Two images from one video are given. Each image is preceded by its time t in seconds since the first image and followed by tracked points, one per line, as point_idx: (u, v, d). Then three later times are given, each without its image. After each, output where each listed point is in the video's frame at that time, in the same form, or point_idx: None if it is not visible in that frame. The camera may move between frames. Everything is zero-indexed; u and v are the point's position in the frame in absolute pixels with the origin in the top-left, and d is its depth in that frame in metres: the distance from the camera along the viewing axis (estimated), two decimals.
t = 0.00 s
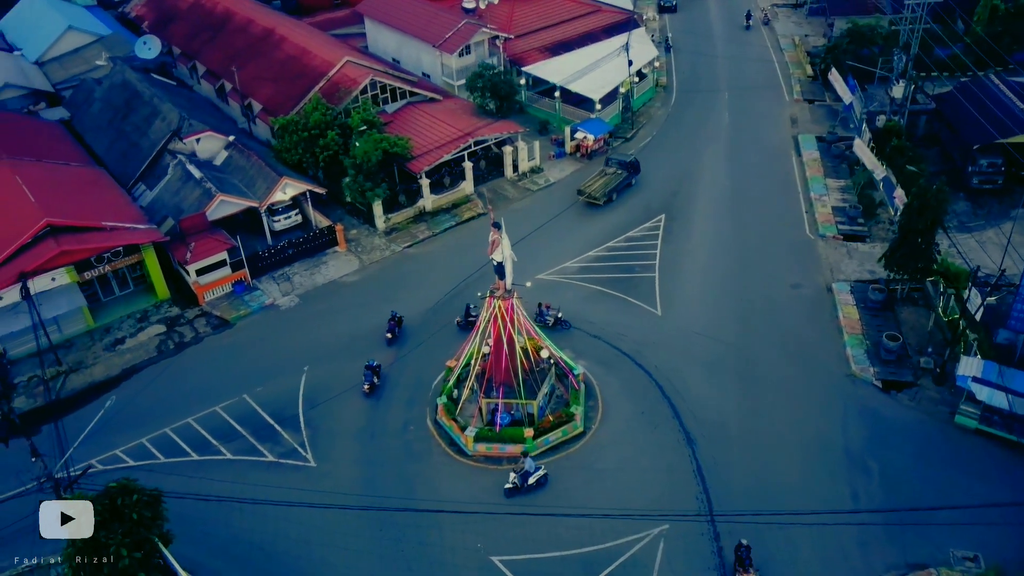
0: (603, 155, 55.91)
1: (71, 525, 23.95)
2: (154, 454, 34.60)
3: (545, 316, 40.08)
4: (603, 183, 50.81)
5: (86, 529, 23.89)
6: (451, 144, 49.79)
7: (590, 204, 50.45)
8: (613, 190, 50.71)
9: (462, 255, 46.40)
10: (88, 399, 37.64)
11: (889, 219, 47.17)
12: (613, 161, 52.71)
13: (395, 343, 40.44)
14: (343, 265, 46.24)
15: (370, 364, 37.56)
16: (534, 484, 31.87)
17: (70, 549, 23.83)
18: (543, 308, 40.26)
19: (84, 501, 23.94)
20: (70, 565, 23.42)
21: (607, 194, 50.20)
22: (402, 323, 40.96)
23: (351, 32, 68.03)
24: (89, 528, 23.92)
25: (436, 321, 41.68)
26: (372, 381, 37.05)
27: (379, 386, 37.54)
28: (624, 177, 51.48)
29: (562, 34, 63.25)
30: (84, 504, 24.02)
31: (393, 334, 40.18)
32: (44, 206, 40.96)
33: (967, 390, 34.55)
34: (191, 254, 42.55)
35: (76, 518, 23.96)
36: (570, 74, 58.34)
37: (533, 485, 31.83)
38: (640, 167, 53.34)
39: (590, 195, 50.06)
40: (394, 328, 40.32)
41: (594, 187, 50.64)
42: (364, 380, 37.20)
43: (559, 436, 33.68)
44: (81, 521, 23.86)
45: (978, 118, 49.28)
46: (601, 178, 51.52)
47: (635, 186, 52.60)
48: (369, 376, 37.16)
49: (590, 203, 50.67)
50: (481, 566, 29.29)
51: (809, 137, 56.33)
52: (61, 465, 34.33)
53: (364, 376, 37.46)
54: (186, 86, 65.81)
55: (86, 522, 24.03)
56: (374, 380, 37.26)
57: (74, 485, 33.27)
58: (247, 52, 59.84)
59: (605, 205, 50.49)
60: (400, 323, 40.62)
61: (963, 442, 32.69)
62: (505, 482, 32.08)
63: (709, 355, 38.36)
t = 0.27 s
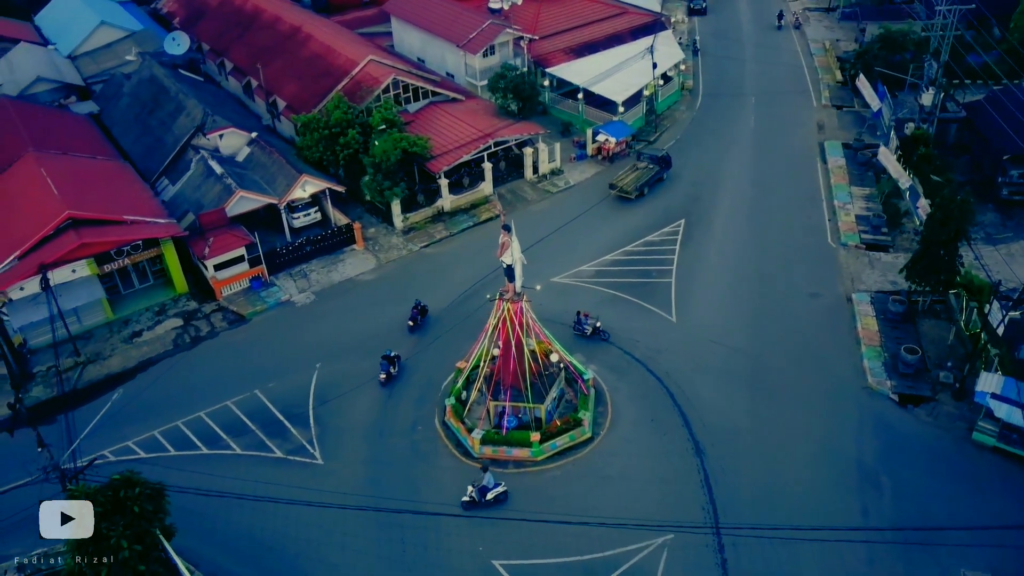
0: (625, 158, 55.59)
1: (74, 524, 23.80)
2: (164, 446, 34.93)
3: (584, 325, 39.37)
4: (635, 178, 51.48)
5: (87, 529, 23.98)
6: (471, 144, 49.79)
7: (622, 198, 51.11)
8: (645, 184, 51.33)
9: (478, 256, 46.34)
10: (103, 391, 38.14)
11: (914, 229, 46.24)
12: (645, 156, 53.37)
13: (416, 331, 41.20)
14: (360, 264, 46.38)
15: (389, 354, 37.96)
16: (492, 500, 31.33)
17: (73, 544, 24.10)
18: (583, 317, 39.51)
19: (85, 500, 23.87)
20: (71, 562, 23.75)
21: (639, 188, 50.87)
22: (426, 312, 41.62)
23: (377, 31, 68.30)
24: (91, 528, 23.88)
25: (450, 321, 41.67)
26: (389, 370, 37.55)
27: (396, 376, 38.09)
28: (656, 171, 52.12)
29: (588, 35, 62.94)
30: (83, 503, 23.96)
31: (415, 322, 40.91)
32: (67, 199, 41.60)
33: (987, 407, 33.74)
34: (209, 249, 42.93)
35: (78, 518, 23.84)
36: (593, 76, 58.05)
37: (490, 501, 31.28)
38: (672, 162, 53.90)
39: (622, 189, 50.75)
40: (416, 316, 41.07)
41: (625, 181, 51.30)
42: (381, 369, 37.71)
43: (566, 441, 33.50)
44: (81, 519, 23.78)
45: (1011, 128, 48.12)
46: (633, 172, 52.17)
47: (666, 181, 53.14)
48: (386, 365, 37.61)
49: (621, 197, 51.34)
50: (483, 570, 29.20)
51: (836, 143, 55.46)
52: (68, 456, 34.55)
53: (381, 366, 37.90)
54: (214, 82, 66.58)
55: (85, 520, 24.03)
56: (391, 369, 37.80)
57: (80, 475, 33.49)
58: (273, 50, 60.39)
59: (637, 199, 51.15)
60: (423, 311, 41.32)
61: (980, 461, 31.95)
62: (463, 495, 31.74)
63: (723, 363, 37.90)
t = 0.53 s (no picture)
0: (648, 162, 55.24)
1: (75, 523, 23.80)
2: (177, 438, 35.29)
3: (624, 336, 38.57)
4: (668, 173, 51.86)
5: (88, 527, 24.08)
6: (492, 145, 49.76)
7: (656, 192, 51.45)
8: (678, 180, 51.67)
9: (496, 257, 46.25)
10: (121, 382, 38.65)
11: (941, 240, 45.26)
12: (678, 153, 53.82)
13: (443, 319, 41.96)
14: (378, 262, 46.51)
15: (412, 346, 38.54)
16: (447, 510, 31.08)
17: (77, 540, 24.30)
18: (622, 328, 38.78)
19: (86, 501, 23.95)
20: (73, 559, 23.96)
21: (673, 183, 51.20)
22: (454, 303, 42.32)
23: (405, 31, 68.54)
24: (93, 526, 23.94)
25: (464, 322, 41.62)
26: (409, 360, 38.20)
27: (415, 365, 38.66)
28: (690, 167, 52.49)
29: (615, 37, 62.57)
30: (85, 503, 24.00)
31: (443, 311, 41.70)
32: (91, 192, 42.26)
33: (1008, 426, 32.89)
34: (229, 245, 43.35)
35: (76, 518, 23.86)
36: (619, 79, 57.70)
37: (445, 510, 31.02)
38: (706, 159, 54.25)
39: (656, 184, 51.13)
40: (443, 306, 41.85)
41: (659, 176, 51.69)
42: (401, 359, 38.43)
43: (574, 446, 33.32)
44: (83, 520, 23.80)
45: None
46: (667, 168, 52.55)
47: (700, 177, 53.46)
48: (406, 355, 38.33)
49: (655, 192, 51.70)
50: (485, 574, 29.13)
51: (864, 151, 54.51)
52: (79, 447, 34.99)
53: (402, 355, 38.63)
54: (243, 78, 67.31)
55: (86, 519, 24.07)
56: (411, 359, 38.35)
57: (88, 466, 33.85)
58: (301, 48, 60.88)
59: (671, 194, 51.45)
60: (451, 301, 42.06)
61: (998, 481, 31.19)
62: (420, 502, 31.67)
63: (737, 372, 37.42)
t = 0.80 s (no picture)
0: (671, 167, 54.75)
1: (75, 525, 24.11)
2: (189, 432, 35.66)
3: (664, 351, 37.69)
4: (702, 169, 52.26)
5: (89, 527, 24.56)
6: (512, 147, 49.68)
7: (690, 187, 51.87)
8: (712, 175, 52.05)
9: (513, 259, 46.11)
10: (137, 375, 39.14)
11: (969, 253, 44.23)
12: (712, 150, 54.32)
13: (473, 310, 42.66)
14: (395, 262, 46.60)
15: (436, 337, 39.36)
16: (400, 512, 31.34)
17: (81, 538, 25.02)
18: (663, 343, 37.82)
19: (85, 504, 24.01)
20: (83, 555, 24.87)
21: (707, 178, 51.57)
22: (485, 294, 43.03)
23: (432, 31, 68.66)
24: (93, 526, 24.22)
25: (478, 324, 41.50)
26: (431, 350, 38.91)
27: (438, 356, 39.28)
28: (724, 164, 52.87)
29: (642, 40, 62.10)
30: (85, 504, 24.15)
31: (472, 301, 42.38)
32: (115, 186, 42.89)
33: None
34: (248, 241, 43.72)
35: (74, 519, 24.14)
36: (644, 82, 57.28)
37: (398, 513, 31.30)
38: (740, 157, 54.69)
39: (690, 179, 51.53)
40: (473, 296, 42.53)
41: (693, 172, 52.13)
42: (423, 349, 39.14)
43: (582, 452, 33.11)
44: (83, 520, 24.00)
45: None
46: (701, 164, 52.95)
47: (733, 174, 53.78)
48: (428, 346, 39.03)
49: (689, 188, 52.07)
50: None
51: (893, 159, 53.49)
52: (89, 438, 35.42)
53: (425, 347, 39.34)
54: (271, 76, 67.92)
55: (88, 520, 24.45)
56: (433, 350, 39.05)
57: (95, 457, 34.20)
58: (327, 46, 61.29)
59: (705, 190, 51.84)
60: (480, 292, 42.76)
61: (1015, 503, 30.40)
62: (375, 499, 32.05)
63: (752, 382, 36.89)
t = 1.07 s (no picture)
0: (691, 171, 54.27)
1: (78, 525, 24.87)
2: (199, 426, 35.99)
3: (701, 368, 36.62)
4: (734, 166, 52.48)
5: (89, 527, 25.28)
6: (529, 149, 49.55)
7: (721, 185, 52.07)
8: (743, 173, 52.25)
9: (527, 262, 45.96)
10: (151, 368, 39.57)
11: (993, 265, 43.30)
12: (743, 147, 54.53)
13: (501, 301, 43.16)
14: (410, 262, 46.65)
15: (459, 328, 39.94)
16: (352, 507, 31.66)
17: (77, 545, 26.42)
18: (702, 360, 36.68)
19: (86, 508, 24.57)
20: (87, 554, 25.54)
21: (738, 176, 51.81)
22: (514, 286, 43.47)
23: (456, 31, 68.65)
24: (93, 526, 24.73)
25: (490, 326, 41.39)
26: (454, 342, 39.39)
27: (460, 348, 39.76)
28: (755, 161, 53.07)
29: (666, 43, 61.62)
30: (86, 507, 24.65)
31: (502, 292, 42.91)
32: (135, 181, 43.43)
33: None
34: (265, 238, 44.01)
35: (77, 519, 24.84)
36: (666, 85, 56.84)
37: (349, 508, 31.63)
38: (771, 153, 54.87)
39: (722, 176, 51.74)
40: (502, 288, 43.01)
41: (725, 169, 52.35)
42: (446, 340, 39.60)
43: (587, 458, 32.90)
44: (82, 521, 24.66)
45: None
46: (732, 161, 53.13)
47: (764, 171, 53.98)
48: (451, 337, 39.52)
49: (721, 185, 52.31)
50: None
51: (918, 168, 52.54)
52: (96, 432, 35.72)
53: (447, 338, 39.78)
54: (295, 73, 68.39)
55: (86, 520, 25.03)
56: (456, 341, 39.51)
57: (101, 450, 34.57)
58: (351, 45, 61.57)
59: (736, 187, 52.06)
60: (510, 284, 43.24)
61: None
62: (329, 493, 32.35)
63: (764, 391, 36.40)
